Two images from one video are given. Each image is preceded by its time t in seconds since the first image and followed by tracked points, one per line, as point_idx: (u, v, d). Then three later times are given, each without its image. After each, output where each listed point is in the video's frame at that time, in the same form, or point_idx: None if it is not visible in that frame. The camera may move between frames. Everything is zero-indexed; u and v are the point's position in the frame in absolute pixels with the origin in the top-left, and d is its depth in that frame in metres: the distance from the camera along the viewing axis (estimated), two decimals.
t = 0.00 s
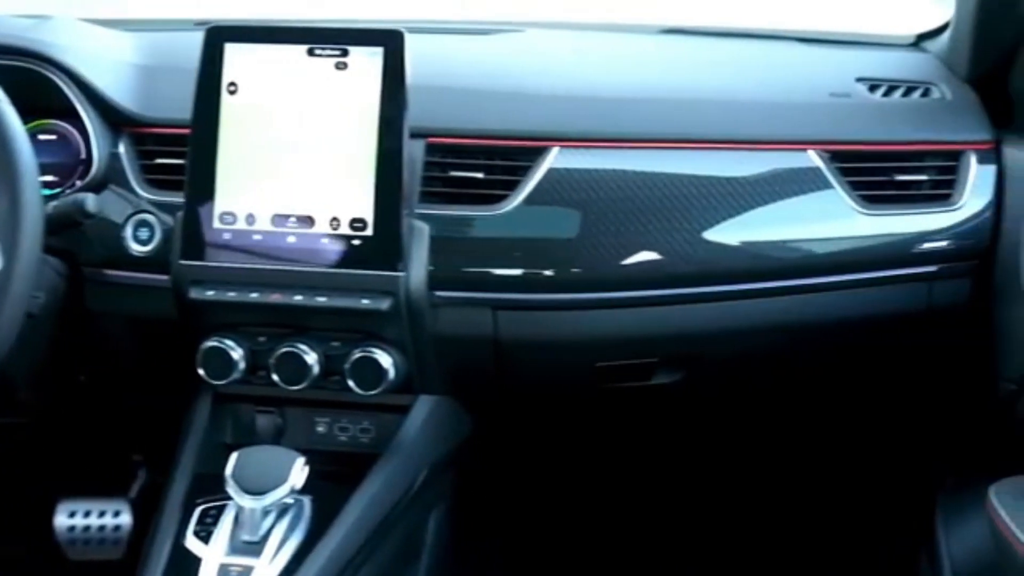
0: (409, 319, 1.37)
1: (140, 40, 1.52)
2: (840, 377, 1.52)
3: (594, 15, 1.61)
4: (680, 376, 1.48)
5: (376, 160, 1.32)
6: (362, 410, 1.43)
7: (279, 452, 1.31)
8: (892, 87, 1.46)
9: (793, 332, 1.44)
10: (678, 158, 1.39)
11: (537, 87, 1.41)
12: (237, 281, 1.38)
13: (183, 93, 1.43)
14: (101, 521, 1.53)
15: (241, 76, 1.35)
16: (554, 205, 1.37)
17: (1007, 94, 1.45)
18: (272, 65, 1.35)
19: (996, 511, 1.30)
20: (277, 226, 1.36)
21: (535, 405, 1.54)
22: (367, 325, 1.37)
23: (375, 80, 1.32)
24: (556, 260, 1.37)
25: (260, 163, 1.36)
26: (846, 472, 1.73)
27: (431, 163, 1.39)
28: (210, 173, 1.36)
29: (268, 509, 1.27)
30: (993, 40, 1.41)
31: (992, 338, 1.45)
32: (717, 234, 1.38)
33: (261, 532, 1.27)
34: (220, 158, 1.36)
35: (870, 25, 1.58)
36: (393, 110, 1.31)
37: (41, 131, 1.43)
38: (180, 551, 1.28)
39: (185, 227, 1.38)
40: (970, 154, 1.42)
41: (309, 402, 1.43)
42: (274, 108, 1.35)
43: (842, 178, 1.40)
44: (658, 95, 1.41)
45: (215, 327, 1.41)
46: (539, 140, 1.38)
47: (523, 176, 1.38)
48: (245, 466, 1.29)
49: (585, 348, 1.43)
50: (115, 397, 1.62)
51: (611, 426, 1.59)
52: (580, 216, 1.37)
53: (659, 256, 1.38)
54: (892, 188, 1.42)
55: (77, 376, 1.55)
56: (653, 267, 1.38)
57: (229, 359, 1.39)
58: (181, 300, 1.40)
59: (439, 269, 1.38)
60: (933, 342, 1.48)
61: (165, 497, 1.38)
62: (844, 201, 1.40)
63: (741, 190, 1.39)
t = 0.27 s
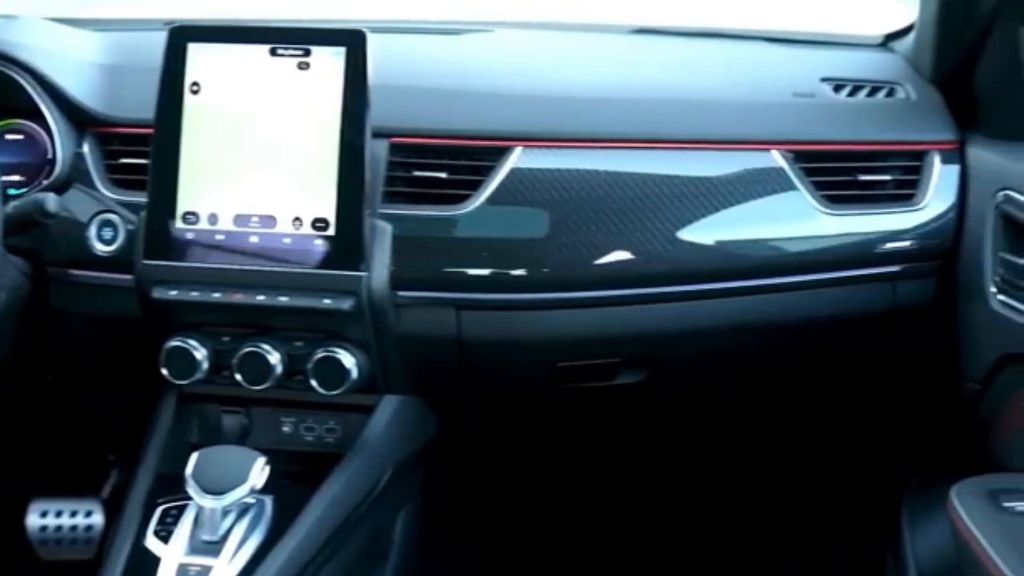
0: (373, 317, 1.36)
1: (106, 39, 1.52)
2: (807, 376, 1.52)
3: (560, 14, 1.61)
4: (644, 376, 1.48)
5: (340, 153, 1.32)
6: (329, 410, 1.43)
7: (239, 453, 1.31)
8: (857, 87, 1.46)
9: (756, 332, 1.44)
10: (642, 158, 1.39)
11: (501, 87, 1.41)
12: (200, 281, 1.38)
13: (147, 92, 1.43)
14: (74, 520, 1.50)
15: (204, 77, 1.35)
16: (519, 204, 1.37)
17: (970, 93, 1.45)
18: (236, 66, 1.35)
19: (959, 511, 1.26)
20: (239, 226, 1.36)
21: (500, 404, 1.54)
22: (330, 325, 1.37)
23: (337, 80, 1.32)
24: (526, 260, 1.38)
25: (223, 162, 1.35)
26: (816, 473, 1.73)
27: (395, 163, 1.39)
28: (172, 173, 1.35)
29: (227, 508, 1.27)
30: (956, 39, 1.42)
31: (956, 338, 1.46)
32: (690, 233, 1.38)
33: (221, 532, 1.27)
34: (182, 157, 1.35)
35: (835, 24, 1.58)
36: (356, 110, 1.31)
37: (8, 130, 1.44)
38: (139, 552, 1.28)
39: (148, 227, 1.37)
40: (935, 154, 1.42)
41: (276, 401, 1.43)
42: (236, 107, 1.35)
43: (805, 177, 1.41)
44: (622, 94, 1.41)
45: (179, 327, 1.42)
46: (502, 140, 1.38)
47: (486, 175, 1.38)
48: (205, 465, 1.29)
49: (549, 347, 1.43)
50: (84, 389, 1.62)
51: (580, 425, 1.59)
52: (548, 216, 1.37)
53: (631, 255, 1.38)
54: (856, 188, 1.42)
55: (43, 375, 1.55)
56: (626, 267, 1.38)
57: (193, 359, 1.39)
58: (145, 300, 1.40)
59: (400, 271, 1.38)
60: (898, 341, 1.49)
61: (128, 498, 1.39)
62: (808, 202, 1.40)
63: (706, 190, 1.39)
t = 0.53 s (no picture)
0: (339, 318, 1.37)
1: (74, 40, 1.53)
2: (779, 377, 1.52)
3: (533, 15, 1.61)
4: (614, 377, 1.47)
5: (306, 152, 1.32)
6: (297, 411, 1.43)
7: (205, 454, 1.31)
8: (826, 89, 1.47)
9: (725, 334, 1.44)
10: (611, 159, 1.39)
11: (470, 88, 1.41)
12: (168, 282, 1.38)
13: (115, 93, 1.43)
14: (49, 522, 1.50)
15: (171, 77, 1.34)
16: (488, 205, 1.37)
17: (940, 95, 1.46)
18: (204, 66, 1.34)
19: (923, 511, 1.26)
20: (206, 227, 1.36)
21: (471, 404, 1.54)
22: (297, 325, 1.37)
23: (304, 81, 1.32)
24: (499, 260, 1.38)
25: (189, 163, 1.35)
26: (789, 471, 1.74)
27: (365, 164, 1.38)
28: (140, 173, 1.36)
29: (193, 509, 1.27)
30: (926, 40, 1.42)
31: (924, 339, 1.46)
32: (667, 234, 1.38)
33: (186, 532, 1.27)
34: (151, 157, 1.35)
35: (804, 25, 1.58)
36: (322, 111, 1.31)
37: None
38: (105, 553, 1.28)
39: (116, 228, 1.37)
40: (903, 155, 1.42)
41: (245, 402, 1.43)
42: (204, 108, 1.34)
43: (773, 179, 1.41)
44: (590, 95, 1.41)
45: (150, 327, 1.42)
46: (471, 140, 1.38)
47: (455, 176, 1.38)
48: (172, 467, 1.30)
49: (519, 348, 1.43)
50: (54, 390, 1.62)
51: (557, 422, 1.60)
52: (522, 218, 1.37)
53: (610, 256, 1.38)
54: (826, 189, 1.42)
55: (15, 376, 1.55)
56: (605, 267, 1.38)
57: (161, 360, 1.40)
58: (113, 302, 1.40)
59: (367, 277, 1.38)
60: (867, 342, 1.49)
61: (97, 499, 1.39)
62: (776, 204, 1.40)
63: (673, 191, 1.39)
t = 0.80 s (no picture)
0: (311, 318, 1.37)
1: (48, 41, 1.53)
2: (755, 377, 1.52)
3: (513, 17, 1.61)
4: (588, 377, 1.47)
5: (278, 152, 1.32)
6: (272, 411, 1.43)
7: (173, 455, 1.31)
8: (800, 90, 1.47)
9: (698, 334, 1.44)
10: (585, 160, 1.39)
11: (444, 88, 1.41)
12: (141, 282, 1.38)
13: (87, 93, 1.43)
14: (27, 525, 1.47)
15: (144, 77, 1.34)
16: (463, 205, 1.37)
17: (913, 97, 1.47)
18: (176, 66, 1.33)
19: (893, 511, 1.26)
20: (178, 226, 1.36)
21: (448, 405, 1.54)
22: (270, 326, 1.38)
23: (276, 82, 1.31)
24: (475, 260, 1.37)
25: (161, 163, 1.34)
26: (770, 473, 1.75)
27: (339, 164, 1.38)
28: (112, 173, 1.35)
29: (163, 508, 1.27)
30: (898, 44, 1.43)
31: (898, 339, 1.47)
32: (650, 233, 1.38)
33: (156, 532, 1.27)
34: (123, 157, 1.35)
35: (777, 28, 1.59)
36: (295, 110, 1.31)
37: None
38: (76, 552, 1.29)
39: (89, 229, 1.37)
40: (876, 156, 1.43)
41: (219, 402, 1.43)
42: (176, 108, 1.34)
43: (745, 179, 1.41)
44: (563, 96, 1.41)
45: (125, 327, 1.42)
46: (444, 141, 1.37)
47: (428, 177, 1.37)
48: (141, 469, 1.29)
49: (494, 348, 1.44)
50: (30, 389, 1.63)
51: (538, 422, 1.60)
52: (498, 218, 1.37)
53: (592, 256, 1.38)
54: (800, 190, 1.42)
55: None
56: (587, 268, 1.38)
57: (135, 360, 1.39)
58: (87, 301, 1.41)
59: (339, 278, 1.37)
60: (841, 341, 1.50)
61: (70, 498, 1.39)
62: (748, 205, 1.40)
63: (647, 191, 1.39)
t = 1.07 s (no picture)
0: (308, 317, 1.37)
1: (43, 41, 1.53)
2: (751, 377, 1.52)
3: (512, 17, 1.61)
4: (584, 378, 1.48)
5: (273, 152, 1.31)
6: (268, 412, 1.43)
7: (170, 457, 1.31)
8: (797, 90, 1.47)
9: (694, 335, 1.44)
10: (580, 160, 1.38)
11: (440, 88, 1.41)
12: (136, 282, 1.38)
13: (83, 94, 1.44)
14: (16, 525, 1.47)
15: (139, 78, 1.34)
16: (458, 206, 1.36)
17: (909, 97, 1.47)
18: (172, 67, 1.33)
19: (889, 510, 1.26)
20: (173, 227, 1.36)
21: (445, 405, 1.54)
22: (266, 326, 1.38)
23: (270, 82, 1.31)
24: (471, 260, 1.37)
25: (156, 163, 1.34)
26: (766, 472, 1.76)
27: (335, 163, 1.37)
28: (107, 173, 1.35)
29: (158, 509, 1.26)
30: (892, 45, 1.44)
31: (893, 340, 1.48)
32: (647, 234, 1.38)
33: (151, 533, 1.27)
34: (119, 157, 1.35)
35: (772, 28, 1.59)
36: (290, 110, 1.30)
37: None
38: (71, 553, 1.29)
39: (85, 229, 1.37)
40: (871, 157, 1.44)
41: (214, 403, 1.43)
42: (172, 108, 1.34)
43: (740, 179, 1.41)
44: (559, 97, 1.41)
45: (122, 327, 1.42)
46: (439, 141, 1.37)
47: (422, 177, 1.37)
48: (136, 469, 1.29)
49: (490, 349, 1.44)
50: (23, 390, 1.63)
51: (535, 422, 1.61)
52: (493, 218, 1.37)
53: (590, 256, 1.38)
54: (795, 190, 1.42)
55: None
56: (584, 268, 1.38)
57: (130, 361, 1.39)
58: (83, 301, 1.41)
59: (334, 276, 1.37)
60: (837, 342, 1.50)
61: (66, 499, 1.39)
62: (743, 206, 1.40)
63: (642, 191, 1.38)
